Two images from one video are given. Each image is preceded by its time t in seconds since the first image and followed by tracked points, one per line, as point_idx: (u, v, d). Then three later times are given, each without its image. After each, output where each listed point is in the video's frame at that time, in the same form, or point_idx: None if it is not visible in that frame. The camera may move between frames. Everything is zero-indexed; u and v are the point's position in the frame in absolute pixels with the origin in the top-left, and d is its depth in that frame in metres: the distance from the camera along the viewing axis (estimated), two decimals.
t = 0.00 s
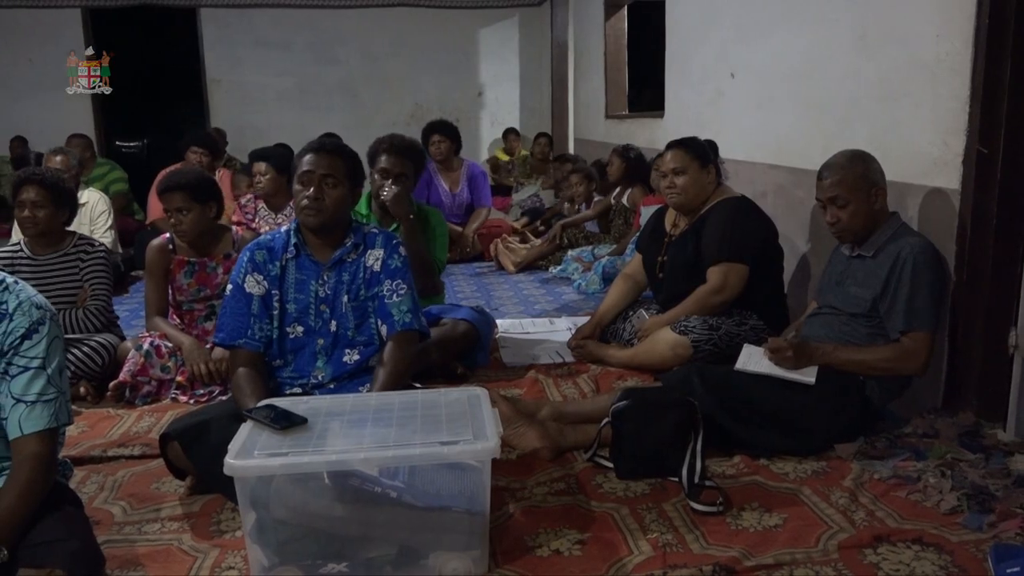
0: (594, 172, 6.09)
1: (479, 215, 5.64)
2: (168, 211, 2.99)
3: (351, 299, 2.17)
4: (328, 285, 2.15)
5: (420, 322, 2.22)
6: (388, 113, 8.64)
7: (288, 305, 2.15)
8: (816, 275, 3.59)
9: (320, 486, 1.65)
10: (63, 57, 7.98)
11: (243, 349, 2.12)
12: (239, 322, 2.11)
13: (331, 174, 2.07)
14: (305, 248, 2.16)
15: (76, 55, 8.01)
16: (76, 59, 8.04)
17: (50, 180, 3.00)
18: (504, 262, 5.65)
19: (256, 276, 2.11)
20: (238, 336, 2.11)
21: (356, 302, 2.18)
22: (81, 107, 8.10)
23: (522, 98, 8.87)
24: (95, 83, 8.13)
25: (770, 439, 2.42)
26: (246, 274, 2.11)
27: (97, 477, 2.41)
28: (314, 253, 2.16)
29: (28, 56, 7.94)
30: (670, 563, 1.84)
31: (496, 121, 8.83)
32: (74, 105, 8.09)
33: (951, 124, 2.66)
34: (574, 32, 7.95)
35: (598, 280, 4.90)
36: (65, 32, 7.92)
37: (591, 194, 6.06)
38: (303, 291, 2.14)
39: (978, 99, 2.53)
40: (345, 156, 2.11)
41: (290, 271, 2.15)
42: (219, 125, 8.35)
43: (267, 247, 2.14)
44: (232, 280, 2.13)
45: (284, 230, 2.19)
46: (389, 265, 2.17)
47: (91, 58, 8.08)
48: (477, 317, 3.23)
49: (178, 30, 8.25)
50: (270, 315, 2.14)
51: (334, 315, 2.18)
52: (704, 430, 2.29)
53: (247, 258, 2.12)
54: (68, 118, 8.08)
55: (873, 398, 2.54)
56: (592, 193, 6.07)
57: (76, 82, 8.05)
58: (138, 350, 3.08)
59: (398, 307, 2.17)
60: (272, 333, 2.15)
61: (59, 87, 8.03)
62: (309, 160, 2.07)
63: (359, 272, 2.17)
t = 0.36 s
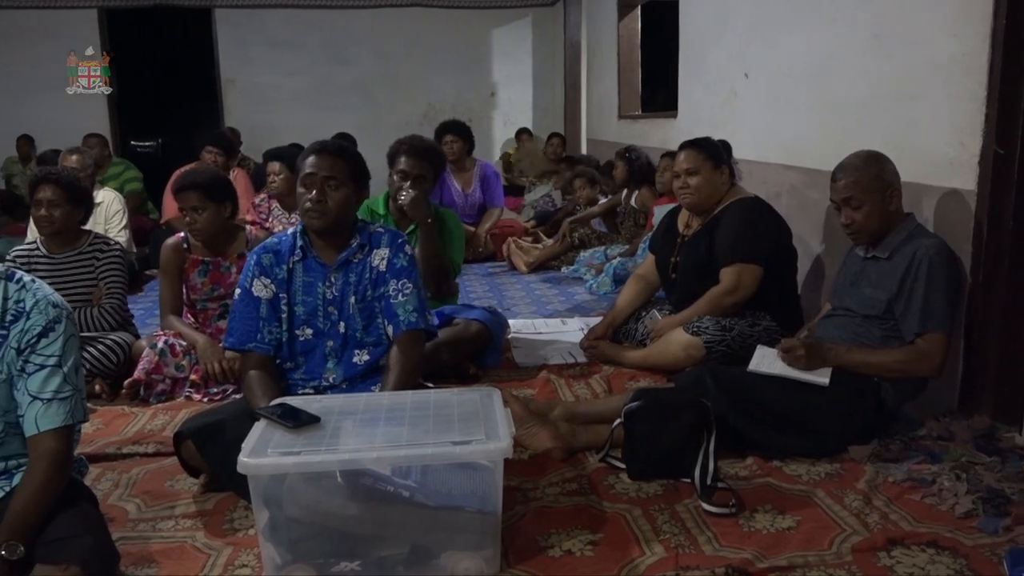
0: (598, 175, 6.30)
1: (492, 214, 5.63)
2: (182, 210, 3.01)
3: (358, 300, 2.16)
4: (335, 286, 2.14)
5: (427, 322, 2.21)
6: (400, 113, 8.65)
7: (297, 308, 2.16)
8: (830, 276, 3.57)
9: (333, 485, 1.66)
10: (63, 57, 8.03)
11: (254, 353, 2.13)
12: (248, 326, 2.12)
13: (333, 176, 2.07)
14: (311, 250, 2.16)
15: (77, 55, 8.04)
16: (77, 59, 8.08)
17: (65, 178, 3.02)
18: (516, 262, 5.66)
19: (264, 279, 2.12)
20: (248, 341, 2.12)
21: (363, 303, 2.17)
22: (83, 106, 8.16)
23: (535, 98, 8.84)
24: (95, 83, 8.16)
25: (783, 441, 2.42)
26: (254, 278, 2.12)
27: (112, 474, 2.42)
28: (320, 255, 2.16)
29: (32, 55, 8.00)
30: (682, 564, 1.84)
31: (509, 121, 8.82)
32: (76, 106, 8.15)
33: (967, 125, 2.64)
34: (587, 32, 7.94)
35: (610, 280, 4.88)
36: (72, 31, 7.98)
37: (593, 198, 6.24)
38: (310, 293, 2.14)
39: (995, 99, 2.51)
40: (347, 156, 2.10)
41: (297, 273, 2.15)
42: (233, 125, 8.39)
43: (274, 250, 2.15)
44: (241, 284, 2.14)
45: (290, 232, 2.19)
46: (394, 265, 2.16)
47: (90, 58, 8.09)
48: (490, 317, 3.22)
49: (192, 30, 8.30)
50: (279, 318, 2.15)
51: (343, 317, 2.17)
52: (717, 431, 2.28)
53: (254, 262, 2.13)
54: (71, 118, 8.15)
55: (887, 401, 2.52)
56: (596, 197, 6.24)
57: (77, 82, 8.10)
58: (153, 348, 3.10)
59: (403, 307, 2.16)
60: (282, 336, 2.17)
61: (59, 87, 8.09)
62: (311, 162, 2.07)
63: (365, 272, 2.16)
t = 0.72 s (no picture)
0: (618, 176, 6.26)
1: (511, 214, 5.65)
2: (205, 209, 3.04)
3: (374, 303, 2.17)
4: (352, 289, 2.15)
5: (443, 325, 2.20)
6: (420, 113, 8.67)
7: (314, 310, 2.17)
8: (853, 278, 3.54)
9: (353, 483, 1.66)
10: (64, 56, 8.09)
11: (274, 355, 2.14)
12: (267, 328, 2.13)
13: (347, 178, 2.07)
14: (328, 253, 2.17)
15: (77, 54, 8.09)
16: (77, 59, 8.13)
17: (90, 177, 3.06)
18: (535, 262, 5.67)
19: (281, 281, 2.13)
20: (267, 342, 2.14)
21: (379, 306, 2.18)
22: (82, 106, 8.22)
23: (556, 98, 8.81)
24: (95, 83, 8.21)
25: (804, 444, 2.40)
26: (271, 280, 2.13)
27: (134, 470, 2.45)
28: (337, 258, 2.17)
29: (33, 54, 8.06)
30: (702, 567, 1.83)
31: (529, 121, 8.80)
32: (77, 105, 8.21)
33: (992, 126, 2.61)
34: (608, 32, 7.92)
35: (630, 281, 4.87)
36: (78, 30, 8.05)
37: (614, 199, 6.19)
38: (327, 296, 2.15)
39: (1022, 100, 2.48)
40: (360, 158, 2.10)
41: (314, 275, 2.17)
42: (255, 125, 8.45)
43: (291, 252, 2.16)
44: (259, 286, 2.15)
45: (307, 234, 2.21)
46: (410, 268, 2.16)
47: (91, 58, 8.13)
48: (510, 318, 3.22)
49: (215, 30, 8.37)
50: (297, 321, 2.16)
51: (359, 320, 2.18)
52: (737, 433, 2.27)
53: (272, 264, 2.15)
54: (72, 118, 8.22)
55: (910, 404, 2.51)
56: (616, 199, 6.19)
57: (77, 82, 8.16)
58: (175, 345, 3.13)
59: (419, 311, 2.15)
60: (300, 338, 2.17)
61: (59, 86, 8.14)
62: (325, 164, 2.08)
63: (381, 275, 2.16)
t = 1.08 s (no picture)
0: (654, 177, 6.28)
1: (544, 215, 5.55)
2: (242, 207, 3.07)
3: (409, 305, 2.18)
4: (387, 291, 2.17)
5: (477, 328, 2.21)
6: (453, 113, 8.70)
7: (349, 311, 2.19)
8: (892, 281, 3.49)
9: (387, 480, 1.68)
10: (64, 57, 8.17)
11: (309, 355, 2.16)
12: (303, 328, 2.15)
13: (382, 180, 2.08)
14: (363, 254, 2.18)
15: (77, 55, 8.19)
16: (77, 59, 8.23)
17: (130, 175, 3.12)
18: (567, 262, 5.66)
19: (317, 282, 2.15)
20: (303, 342, 2.16)
21: (414, 309, 2.19)
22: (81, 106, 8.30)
23: (589, 99, 8.77)
24: (95, 83, 8.31)
25: (841, 449, 2.37)
26: (307, 280, 2.15)
27: (172, 464, 2.49)
28: (372, 259, 2.18)
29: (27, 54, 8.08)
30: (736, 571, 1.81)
31: (563, 121, 8.78)
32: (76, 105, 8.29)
33: None
34: (643, 33, 7.90)
35: (663, 282, 4.83)
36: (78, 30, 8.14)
37: (650, 198, 6.23)
38: (362, 297, 2.17)
39: None
40: (396, 160, 2.11)
41: (349, 276, 2.18)
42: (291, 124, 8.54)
43: (326, 253, 2.18)
44: (295, 286, 2.17)
45: (343, 235, 2.22)
46: (445, 272, 2.17)
47: (90, 58, 8.23)
48: (543, 319, 3.22)
49: (253, 31, 8.47)
50: (332, 321, 2.18)
51: (394, 322, 2.19)
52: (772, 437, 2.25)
53: (308, 265, 2.17)
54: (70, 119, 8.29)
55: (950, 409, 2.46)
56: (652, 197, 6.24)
57: (77, 82, 8.26)
58: (212, 342, 3.17)
59: (454, 315, 2.16)
60: (335, 339, 2.19)
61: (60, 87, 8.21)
62: (361, 165, 2.09)
63: (416, 277, 2.18)
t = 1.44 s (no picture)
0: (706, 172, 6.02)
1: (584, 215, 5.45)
2: (286, 206, 3.12)
3: (450, 304, 2.20)
4: (429, 289, 2.18)
5: (517, 327, 2.21)
6: (494, 113, 8.72)
7: (391, 308, 2.20)
8: (940, 285, 3.41)
9: (427, 478, 1.69)
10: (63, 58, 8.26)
11: (352, 351, 2.18)
12: (346, 324, 2.18)
13: (426, 179, 2.10)
14: (406, 253, 2.20)
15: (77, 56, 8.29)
16: (76, 59, 8.34)
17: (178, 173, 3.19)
18: (608, 263, 5.63)
19: (361, 279, 2.17)
20: (346, 339, 2.18)
21: (455, 307, 2.20)
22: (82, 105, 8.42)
23: (630, 98, 8.70)
24: (95, 83, 8.44)
25: (886, 455, 2.33)
26: (351, 278, 2.17)
27: (216, 458, 2.53)
28: (415, 257, 2.20)
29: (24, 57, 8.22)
30: None
31: (604, 121, 8.73)
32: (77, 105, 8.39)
33: None
34: (686, 33, 7.83)
35: (704, 283, 4.79)
36: (76, 30, 8.25)
37: (700, 196, 6.05)
38: (404, 295, 2.19)
39: None
40: (440, 160, 2.13)
41: (392, 274, 2.20)
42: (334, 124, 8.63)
43: (370, 251, 2.20)
44: (339, 284, 2.19)
45: (386, 233, 2.24)
46: (486, 271, 2.18)
47: (90, 58, 8.34)
48: (584, 320, 3.21)
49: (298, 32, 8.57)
50: (374, 318, 2.20)
51: (435, 320, 2.21)
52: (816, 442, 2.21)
53: (352, 262, 2.19)
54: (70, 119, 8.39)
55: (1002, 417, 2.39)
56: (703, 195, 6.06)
57: (77, 82, 8.37)
58: (256, 339, 3.22)
59: (494, 313, 2.17)
60: (377, 335, 2.21)
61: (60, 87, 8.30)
62: (405, 164, 2.11)
63: (458, 276, 2.19)
